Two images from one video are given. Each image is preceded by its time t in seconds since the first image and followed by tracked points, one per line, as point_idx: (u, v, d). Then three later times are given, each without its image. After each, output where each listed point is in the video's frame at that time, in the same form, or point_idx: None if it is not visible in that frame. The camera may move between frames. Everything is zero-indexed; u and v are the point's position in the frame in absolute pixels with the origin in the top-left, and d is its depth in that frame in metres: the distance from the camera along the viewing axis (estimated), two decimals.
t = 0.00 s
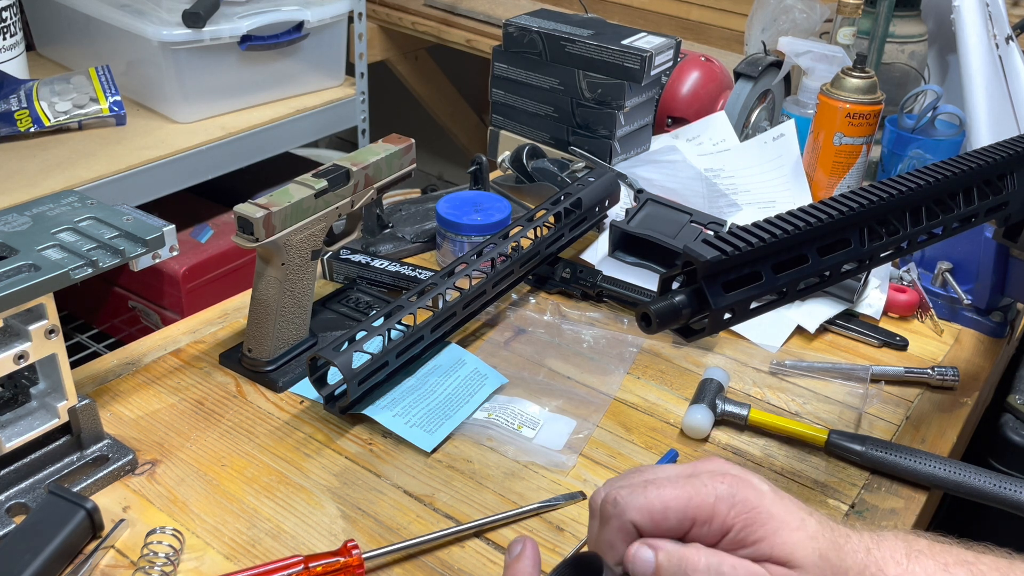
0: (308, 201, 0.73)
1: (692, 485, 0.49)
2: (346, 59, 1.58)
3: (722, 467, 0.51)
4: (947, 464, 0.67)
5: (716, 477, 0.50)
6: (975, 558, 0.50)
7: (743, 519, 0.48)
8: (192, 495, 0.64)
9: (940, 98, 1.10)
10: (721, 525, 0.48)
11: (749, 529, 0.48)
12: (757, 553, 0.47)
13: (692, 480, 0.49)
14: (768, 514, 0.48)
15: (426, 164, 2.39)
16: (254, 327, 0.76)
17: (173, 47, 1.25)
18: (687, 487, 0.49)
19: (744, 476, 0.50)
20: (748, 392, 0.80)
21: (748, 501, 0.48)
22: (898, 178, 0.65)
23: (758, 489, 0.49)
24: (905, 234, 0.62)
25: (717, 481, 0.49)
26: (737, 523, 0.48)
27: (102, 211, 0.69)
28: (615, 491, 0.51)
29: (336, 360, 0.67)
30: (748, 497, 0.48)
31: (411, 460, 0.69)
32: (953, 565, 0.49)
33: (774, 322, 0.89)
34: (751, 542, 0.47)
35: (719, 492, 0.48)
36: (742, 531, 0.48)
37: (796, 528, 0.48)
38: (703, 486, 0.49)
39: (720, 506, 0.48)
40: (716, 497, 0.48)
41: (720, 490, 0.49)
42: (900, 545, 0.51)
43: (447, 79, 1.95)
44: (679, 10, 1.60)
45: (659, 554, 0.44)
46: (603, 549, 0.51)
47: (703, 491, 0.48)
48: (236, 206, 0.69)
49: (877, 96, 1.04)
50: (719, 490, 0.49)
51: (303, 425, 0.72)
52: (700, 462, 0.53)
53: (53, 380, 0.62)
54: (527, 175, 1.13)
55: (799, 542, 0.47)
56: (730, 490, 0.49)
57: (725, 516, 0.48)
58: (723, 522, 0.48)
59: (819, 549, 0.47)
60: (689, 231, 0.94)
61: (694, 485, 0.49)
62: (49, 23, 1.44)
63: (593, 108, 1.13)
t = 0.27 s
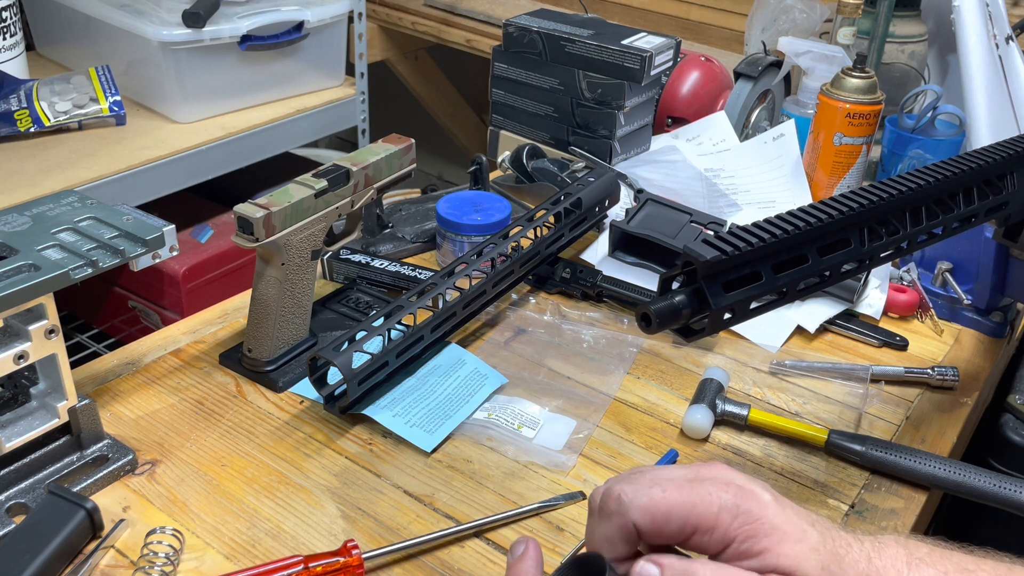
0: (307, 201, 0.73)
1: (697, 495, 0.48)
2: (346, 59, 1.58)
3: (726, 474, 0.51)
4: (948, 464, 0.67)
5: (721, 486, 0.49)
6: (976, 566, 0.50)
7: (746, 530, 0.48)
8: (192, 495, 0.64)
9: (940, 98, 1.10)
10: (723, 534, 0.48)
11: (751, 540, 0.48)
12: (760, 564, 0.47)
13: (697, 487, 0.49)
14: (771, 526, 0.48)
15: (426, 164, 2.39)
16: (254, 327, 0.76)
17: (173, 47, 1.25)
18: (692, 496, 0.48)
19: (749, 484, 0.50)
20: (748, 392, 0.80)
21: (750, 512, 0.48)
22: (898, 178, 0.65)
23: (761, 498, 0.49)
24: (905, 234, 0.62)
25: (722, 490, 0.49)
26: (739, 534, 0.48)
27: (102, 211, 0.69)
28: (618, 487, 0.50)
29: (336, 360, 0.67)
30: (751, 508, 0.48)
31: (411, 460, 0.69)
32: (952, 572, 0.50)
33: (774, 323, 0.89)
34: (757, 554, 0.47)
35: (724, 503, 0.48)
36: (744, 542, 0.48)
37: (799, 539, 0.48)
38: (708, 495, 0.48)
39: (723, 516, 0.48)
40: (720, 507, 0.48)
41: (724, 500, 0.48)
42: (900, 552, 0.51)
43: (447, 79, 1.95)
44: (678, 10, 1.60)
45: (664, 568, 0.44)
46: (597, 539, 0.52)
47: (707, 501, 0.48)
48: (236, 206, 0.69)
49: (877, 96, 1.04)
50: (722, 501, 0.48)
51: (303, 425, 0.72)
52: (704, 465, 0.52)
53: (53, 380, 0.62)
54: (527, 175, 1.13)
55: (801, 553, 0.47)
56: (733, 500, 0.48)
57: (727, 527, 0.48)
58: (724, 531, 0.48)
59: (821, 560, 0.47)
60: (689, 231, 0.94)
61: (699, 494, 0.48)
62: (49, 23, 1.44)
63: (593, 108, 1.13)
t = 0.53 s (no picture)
0: (307, 201, 0.73)
1: (697, 490, 0.48)
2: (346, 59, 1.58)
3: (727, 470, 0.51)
4: (948, 464, 0.67)
5: (722, 481, 0.49)
6: (977, 562, 0.51)
7: (747, 526, 0.47)
8: (192, 495, 0.64)
9: (940, 98, 1.10)
10: (724, 530, 0.48)
11: (751, 536, 0.47)
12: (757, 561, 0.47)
13: (697, 483, 0.49)
14: (772, 522, 0.47)
15: (426, 164, 2.39)
16: (254, 327, 0.76)
17: (173, 47, 1.25)
18: (692, 491, 0.48)
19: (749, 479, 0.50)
20: (748, 392, 0.80)
21: (752, 507, 0.48)
22: (898, 178, 0.65)
23: (763, 495, 0.49)
24: (904, 234, 0.62)
25: (722, 485, 0.49)
26: (741, 530, 0.47)
27: (102, 210, 0.69)
28: (618, 479, 0.51)
29: (336, 360, 0.67)
30: (752, 503, 0.48)
31: (411, 460, 0.69)
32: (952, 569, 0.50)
33: (774, 322, 0.89)
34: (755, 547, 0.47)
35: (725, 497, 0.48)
36: (746, 538, 0.47)
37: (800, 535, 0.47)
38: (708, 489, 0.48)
39: (724, 511, 0.48)
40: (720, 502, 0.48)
41: (725, 494, 0.48)
42: (901, 546, 0.51)
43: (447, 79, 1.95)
44: (678, 10, 1.60)
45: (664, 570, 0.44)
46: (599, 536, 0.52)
47: (708, 496, 0.48)
48: (236, 206, 0.69)
49: (877, 96, 1.04)
50: (723, 495, 0.48)
51: (303, 425, 0.72)
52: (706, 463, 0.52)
53: (53, 380, 0.62)
54: (527, 175, 1.13)
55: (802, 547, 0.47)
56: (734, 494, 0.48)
57: (728, 522, 0.48)
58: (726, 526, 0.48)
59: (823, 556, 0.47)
60: (689, 231, 0.94)
61: (699, 489, 0.48)
62: (49, 23, 1.44)
63: (593, 108, 1.13)
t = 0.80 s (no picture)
0: (307, 201, 0.73)
1: (697, 487, 0.48)
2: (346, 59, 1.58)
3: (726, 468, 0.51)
4: (947, 464, 0.67)
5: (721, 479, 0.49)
6: (978, 562, 0.51)
7: (746, 521, 0.47)
8: (192, 495, 0.64)
9: (940, 98, 1.10)
10: (723, 525, 0.48)
11: (750, 531, 0.47)
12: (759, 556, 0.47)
13: (696, 479, 0.49)
14: (772, 518, 0.47)
15: (426, 164, 2.39)
16: (254, 327, 0.76)
17: (173, 47, 1.25)
18: (688, 485, 0.49)
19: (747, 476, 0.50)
20: (748, 392, 0.80)
21: (750, 504, 0.48)
22: (898, 178, 0.65)
23: (762, 492, 0.49)
24: (905, 234, 0.62)
25: (722, 482, 0.49)
26: (740, 525, 0.47)
27: (102, 211, 0.69)
28: (619, 471, 0.51)
29: (336, 360, 0.67)
30: (751, 500, 0.48)
31: (411, 460, 0.69)
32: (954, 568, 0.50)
33: (774, 323, 0.89)
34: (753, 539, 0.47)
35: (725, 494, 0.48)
36: (746, 533, 0.47)
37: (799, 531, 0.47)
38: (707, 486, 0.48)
39: (722, 507, 0.48)
40: (721, 498, 0.48)
41: (726, 492, 0.48)
42: (901, 547, 0.51)
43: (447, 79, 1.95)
44: (678, 10, 1.60)
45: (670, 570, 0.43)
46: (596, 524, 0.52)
47: (705, 494, 0.48)
48: (236, 206, 0.69)
49: (877, 96, 1.04)
50: (726, 491, 0.48)
51: (303, 425, 0.72)
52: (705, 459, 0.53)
53: (53, 380, 0.62)
54: (527, 175, 1.13)
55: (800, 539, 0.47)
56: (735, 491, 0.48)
57: (727, 517, 0.48)
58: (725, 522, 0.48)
59: (825, 551, 0.47)
60: (689, 231, 0.94)
61: (696, 484, 0.48)
62: (49, 23, 1.44)
63: (593, 108, 1.13)
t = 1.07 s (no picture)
0: (307, 201, 0.73)
1: (697, 487, 0.49)
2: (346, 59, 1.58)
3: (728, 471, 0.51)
4: (947, 464, 0.67)
5: (722, 481, 0.49)
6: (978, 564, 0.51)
7: (745, 522, 0.47)
8: (192, 495, 0.64)
9: (940, 98, 1.10)
10: (723, 525, 0.48)
11: (751, 533, 0.47)
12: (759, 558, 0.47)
13: (697, 480, 0.49)
14: (772, 520, 0.47)
15: (426, 164, 2.39)
16: (254, 327, 0.76)
17: (173, 47, 1.25)
18: (689, 488, 0.49)
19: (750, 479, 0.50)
20: (748, 392, 0.80)
21: (750, 502, 0.48)
22: (898, 178, 0.65)
23: (763, 494, 0.49)
24: (904, 234, 0.62)
25: (722, 483, 0.49)
26: (739, 526, 0.47)
27: (102, 211, 0.69)
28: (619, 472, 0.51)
29: (336, 360, 0.67)
30: (751, 500, 0.48)
31: (411, 460, 0.69)
32: (955, 573, 0.50)
33: (774, 322, 0.89)
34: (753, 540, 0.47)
35: (725, 496, 0.48)
36: (746, 533, 0.47)
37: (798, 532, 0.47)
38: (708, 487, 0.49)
39: (722, 508, 0.48)
40: (721, 499, 0.48)
41: (726, 493, 0.48)
42: (903, 551, 0.51)
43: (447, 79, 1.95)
44: (678, 10, 1.60)
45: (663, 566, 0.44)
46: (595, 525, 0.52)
47: (705, 493, 0.48)
48: (236, 206, 0.69)
49: (877, 96, 1.04)
50: (726, 492, 0.48)
51: (303, 425, 0.72)
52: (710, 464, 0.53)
53: (53, 380, 0.62)
54: (527, 175, 1.13)
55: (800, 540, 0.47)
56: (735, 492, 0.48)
57: (727, 518, 0.48)
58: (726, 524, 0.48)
59: (825, 555, 0.47)
60: (689, 232, 0.94)
61: (697, 487, 0.49)
62: (49, 23, 1.44)
63: (593, 108, 1.13)
